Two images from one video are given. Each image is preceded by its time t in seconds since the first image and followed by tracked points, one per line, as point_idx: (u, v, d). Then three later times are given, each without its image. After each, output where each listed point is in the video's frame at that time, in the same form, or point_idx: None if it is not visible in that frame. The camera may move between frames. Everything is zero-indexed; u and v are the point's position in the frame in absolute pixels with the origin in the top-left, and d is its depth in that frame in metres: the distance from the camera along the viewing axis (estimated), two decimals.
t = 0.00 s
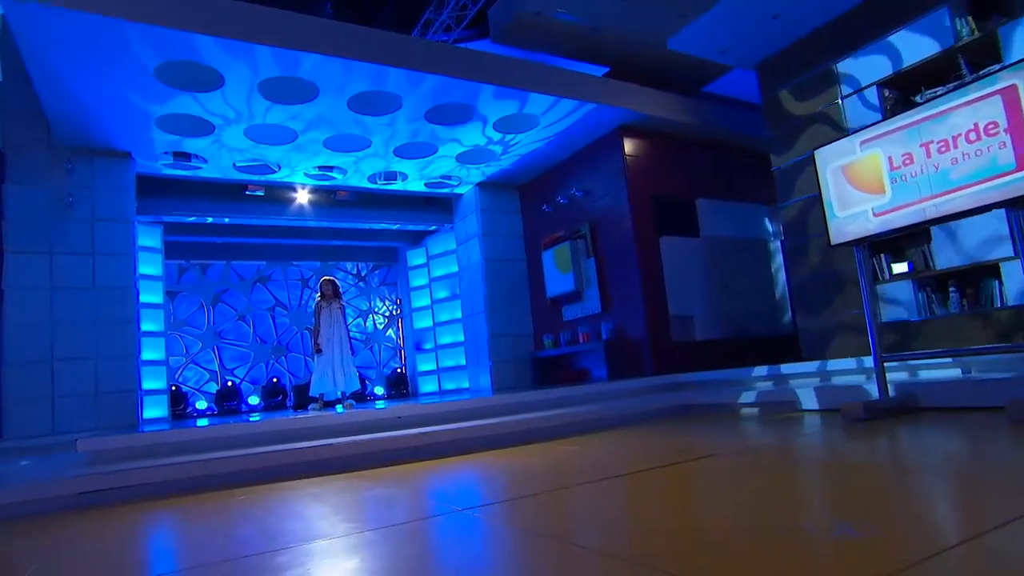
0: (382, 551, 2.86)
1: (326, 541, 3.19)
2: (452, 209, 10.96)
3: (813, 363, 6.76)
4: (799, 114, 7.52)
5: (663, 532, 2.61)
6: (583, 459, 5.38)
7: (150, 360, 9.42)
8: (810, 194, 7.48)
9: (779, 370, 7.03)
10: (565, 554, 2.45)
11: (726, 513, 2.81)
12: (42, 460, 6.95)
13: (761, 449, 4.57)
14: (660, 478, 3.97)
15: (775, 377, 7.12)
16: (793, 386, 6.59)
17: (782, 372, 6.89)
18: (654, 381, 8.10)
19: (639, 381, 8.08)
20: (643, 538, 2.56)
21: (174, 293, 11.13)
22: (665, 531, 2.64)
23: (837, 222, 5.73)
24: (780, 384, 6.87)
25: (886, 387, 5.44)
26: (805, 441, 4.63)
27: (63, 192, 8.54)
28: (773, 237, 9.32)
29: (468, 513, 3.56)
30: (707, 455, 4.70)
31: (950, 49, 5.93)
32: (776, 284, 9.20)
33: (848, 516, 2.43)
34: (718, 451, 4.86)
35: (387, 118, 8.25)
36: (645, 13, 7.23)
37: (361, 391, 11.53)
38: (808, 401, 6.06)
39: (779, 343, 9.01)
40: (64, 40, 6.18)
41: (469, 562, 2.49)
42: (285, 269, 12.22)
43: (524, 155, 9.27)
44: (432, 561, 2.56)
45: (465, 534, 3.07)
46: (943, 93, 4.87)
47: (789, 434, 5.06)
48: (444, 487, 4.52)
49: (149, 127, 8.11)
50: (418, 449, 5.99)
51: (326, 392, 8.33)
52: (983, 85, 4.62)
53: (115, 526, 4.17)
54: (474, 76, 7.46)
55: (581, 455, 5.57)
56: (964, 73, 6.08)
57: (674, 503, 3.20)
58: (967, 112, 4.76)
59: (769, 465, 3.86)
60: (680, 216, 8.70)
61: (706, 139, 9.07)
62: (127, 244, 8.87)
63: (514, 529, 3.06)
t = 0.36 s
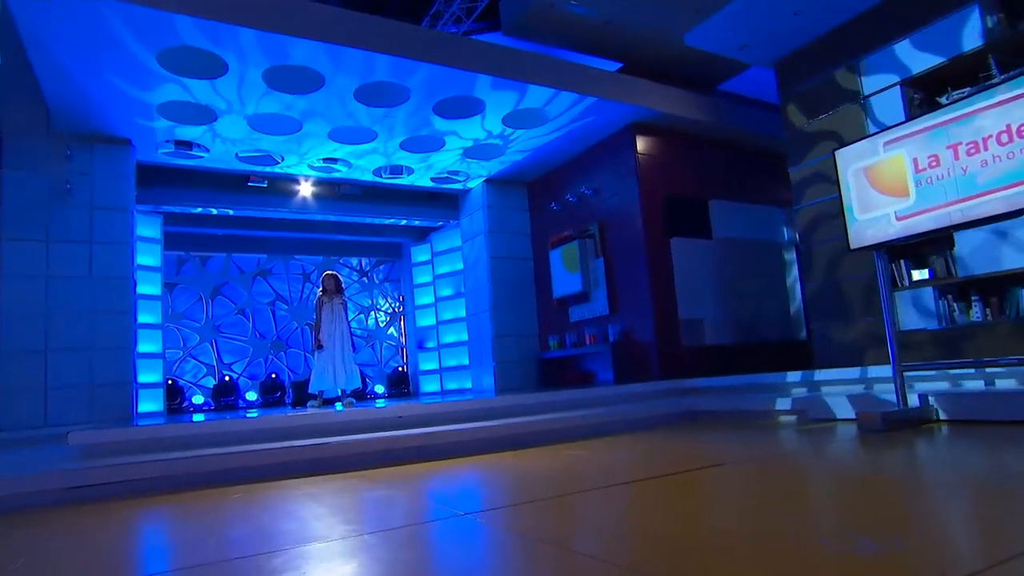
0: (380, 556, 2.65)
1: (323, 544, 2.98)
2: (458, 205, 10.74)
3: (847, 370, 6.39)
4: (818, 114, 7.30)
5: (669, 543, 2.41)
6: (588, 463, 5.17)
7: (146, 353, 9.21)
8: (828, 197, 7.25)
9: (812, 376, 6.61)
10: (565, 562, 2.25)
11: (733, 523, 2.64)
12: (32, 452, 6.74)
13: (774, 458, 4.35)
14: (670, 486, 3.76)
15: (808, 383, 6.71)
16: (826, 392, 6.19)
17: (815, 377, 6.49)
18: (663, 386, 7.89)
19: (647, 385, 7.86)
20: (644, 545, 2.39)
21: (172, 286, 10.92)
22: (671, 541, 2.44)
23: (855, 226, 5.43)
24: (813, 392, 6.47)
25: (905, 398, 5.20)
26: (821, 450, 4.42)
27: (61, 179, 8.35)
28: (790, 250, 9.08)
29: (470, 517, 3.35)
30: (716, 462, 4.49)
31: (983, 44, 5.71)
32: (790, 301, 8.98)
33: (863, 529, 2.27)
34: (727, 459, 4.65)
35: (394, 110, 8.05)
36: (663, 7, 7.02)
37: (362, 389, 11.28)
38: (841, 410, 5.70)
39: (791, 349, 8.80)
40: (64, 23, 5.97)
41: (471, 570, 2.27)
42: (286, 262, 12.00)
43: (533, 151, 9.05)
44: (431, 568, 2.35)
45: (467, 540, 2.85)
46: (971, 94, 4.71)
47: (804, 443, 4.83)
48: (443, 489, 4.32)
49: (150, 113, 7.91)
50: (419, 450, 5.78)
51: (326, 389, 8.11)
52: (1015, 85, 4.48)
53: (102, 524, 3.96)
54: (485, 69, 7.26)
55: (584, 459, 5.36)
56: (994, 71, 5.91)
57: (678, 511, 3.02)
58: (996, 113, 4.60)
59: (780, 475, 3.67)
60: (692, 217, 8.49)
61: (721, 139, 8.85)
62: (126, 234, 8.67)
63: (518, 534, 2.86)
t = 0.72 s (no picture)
0: (378, 562, 2.44)
1: (319, 548, 2.77)
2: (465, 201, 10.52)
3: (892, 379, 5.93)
4: (839, 114, 7.04)
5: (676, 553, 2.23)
6: (596, 469, 4.95)
7: (143, 344, 9.00)
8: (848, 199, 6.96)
9: (850, 384, 6.16)
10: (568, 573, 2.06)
11: (743, 536, 2.48)
12: (22, 445, 6.53)
13: (790, 467, 4.15)
14: (681, 494, 3.56)
15: (845, 390, 6.26)
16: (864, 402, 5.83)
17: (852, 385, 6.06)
18: (672, 391, 7.67)
19: (655, 390, 7.65)
20: (648, 556, 2.22)
21: (171, 278, 10.71)
22: (679, 551, 2.27)
23: (878, 230, 5.29)
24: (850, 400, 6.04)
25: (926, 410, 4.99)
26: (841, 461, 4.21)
27: (60, 165, 8.16)
28: (807, 260, 8.85)
29: (472, 522, 3.14)
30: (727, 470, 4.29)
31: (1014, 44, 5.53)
32: (807, 319, 8.75)
33: (886, 546, 2.12)
34: (739, 467, 4.44)
35: (401, 102, 7.84)
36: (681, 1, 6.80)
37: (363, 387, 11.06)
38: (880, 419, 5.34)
39: (803, 356, 8.58)
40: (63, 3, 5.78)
41: None
42: (289, 256, 11.73)
43: (543, 147, 8.84)
44: None
45: (472, 546, 2.64)
46: (1002, 95, 4.44)
47: (821, 453, 4.62)
48: (444, 492, 4.13)
49: (151, 101, 7.71)
50: (422, 452, 5.58)
51: (326, 386, 7.91)
52: None
53: (87, 521, 3.77)
54: (496, 62, 7.06)
55: (589, 464, 5.16)
56: None
57: (686, 521, 2.84)
58: None
59: (794, 485, 3.48)
60: (706, 219, 8.27)
61: (736, 139, 8.63)
62: (125, 223, 8.46)
63: (523, 541, 2.67)
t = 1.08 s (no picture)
0: (377, 569, 2.23)
1: (315, 552, 2.57)
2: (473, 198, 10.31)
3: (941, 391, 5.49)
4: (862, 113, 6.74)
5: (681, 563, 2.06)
6: (605, 474, 4.74)
7: (141, 337, 8.82)
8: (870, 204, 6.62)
9: (890, 393, 5.79)
10: None
11: (753, 546, 2.31)
12: (14, 436, 6.35)
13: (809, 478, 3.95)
14: (694, 501, 3.37)
15: (885, 401, 5.91)
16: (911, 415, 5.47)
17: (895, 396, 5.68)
18: (681, 396, 7.47)
19: (665, 395, 7.45)
20: (656, 564, 2.05)
21: (170, 270, 10.52)
22: (685, 561, 2.08)
23: (901, 235, 5.04)
24: (891, 410, 5.70)
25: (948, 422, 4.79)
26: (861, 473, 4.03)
27: (58, 151, 7.97)
28: (824, 266, 8.64)
29: (475, 529, 2.92)
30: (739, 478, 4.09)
31: None
32: (823, 325, 8.53)
33: (907, 562, 1.96)
34: (751, 476, 4.24)
35: (410, 94, 7.65)
36: None
37: (364, 385, 10.87)
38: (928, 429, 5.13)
39: (815, 364, 8.36)
40: None
41: None
42: (292, 250, 11.54)
43: (554, 144, 8.64)
44: None
45: (476, 554, 2.42)
46: None
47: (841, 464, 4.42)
48: (444, 495, 3.94)
49: (154, 88, 7.54)
50: (424, 455, 5.37)
51: (327, 383, 7.72)
52: None
53: (75, 514, 3.60)
54: (509, 56, 6.87)
55: (593, 468, 4.97)
56: None
57: (696, 530, 2.65)
58: None
59: (807, 495, 3.30)
60: (720, 221, 8.07)
61: (752, 139, 8.41)
62: (125, 212, 8.29)
63: (523, 548, 2.49)
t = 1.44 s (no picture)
0: None
1: (308, 558, 2.35)
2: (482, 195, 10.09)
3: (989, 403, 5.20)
4: (888, 113, 6.47)
5: None
6: (616, 481, 4.52)
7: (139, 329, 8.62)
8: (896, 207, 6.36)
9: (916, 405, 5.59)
10: None
11: (762, 557, 2.14)
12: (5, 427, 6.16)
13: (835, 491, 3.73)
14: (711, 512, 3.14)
15: (908, 412, 5.69)
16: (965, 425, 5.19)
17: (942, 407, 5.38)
18: (693, 403, 7.25)
19: (676, 401, 7.24)
20: None
21: (172, 261, 10.32)
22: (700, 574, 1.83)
23: (927, 239, 4.94)
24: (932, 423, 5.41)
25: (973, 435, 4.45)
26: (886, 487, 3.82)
27: (58, 137, 7.78)
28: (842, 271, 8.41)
29: (477, 536, 2.69)
30: (759, 489, 3.88)
31: None
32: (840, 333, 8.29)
33: None
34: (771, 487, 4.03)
35: (420, 86, 7.46)
36: None
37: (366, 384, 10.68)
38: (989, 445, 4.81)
39: (830, 372, 8.14)
40: None
41: None
42: (294, 244, 11.34)
43: (566, 141, 8.43)
44: None
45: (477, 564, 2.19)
46: None
47: (866, 477, 4.20)
48: (445, 499, 3.75)
49: (158, 74, 7.36)
50: (427, 457, 5.17)
51: (328, 379, 7.55)
52: None
53: (59, 511, 3.39)
54: (523, 49, 6.67)
55: (602, 474, 4.76)
56: None
57: (709, 542, 2.41)
58: None
59: (832, 508, 3.08)
60: (736, 223, 7.85)
61: (770, 140, 8.19)
62: (126, 201, 8.08)
63: (531, 555, 2.30)
